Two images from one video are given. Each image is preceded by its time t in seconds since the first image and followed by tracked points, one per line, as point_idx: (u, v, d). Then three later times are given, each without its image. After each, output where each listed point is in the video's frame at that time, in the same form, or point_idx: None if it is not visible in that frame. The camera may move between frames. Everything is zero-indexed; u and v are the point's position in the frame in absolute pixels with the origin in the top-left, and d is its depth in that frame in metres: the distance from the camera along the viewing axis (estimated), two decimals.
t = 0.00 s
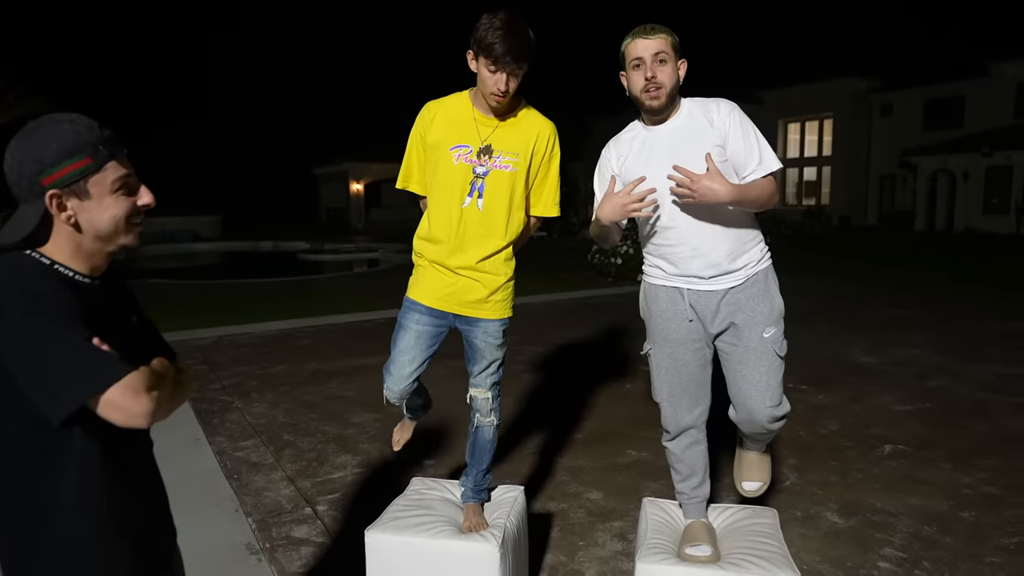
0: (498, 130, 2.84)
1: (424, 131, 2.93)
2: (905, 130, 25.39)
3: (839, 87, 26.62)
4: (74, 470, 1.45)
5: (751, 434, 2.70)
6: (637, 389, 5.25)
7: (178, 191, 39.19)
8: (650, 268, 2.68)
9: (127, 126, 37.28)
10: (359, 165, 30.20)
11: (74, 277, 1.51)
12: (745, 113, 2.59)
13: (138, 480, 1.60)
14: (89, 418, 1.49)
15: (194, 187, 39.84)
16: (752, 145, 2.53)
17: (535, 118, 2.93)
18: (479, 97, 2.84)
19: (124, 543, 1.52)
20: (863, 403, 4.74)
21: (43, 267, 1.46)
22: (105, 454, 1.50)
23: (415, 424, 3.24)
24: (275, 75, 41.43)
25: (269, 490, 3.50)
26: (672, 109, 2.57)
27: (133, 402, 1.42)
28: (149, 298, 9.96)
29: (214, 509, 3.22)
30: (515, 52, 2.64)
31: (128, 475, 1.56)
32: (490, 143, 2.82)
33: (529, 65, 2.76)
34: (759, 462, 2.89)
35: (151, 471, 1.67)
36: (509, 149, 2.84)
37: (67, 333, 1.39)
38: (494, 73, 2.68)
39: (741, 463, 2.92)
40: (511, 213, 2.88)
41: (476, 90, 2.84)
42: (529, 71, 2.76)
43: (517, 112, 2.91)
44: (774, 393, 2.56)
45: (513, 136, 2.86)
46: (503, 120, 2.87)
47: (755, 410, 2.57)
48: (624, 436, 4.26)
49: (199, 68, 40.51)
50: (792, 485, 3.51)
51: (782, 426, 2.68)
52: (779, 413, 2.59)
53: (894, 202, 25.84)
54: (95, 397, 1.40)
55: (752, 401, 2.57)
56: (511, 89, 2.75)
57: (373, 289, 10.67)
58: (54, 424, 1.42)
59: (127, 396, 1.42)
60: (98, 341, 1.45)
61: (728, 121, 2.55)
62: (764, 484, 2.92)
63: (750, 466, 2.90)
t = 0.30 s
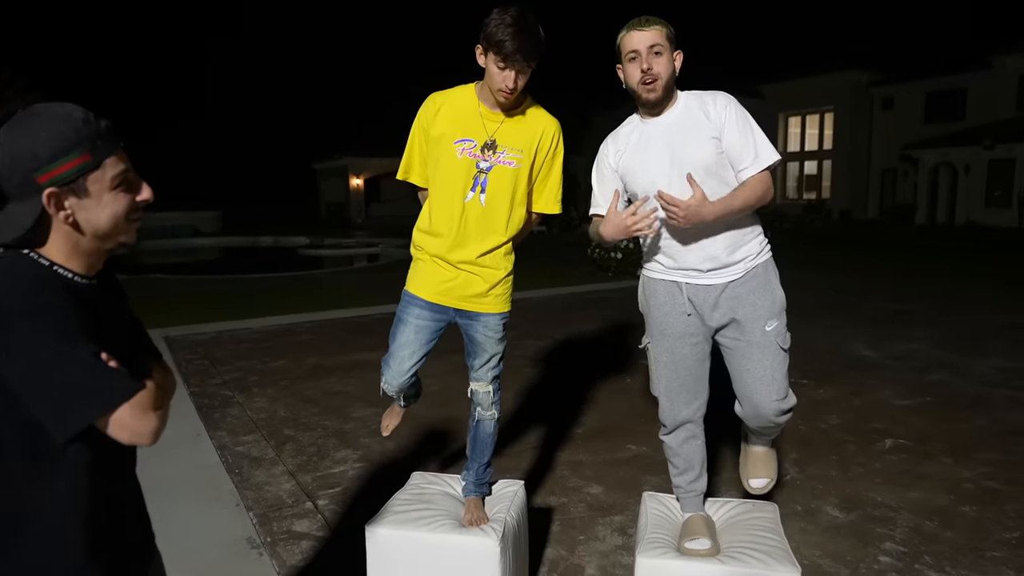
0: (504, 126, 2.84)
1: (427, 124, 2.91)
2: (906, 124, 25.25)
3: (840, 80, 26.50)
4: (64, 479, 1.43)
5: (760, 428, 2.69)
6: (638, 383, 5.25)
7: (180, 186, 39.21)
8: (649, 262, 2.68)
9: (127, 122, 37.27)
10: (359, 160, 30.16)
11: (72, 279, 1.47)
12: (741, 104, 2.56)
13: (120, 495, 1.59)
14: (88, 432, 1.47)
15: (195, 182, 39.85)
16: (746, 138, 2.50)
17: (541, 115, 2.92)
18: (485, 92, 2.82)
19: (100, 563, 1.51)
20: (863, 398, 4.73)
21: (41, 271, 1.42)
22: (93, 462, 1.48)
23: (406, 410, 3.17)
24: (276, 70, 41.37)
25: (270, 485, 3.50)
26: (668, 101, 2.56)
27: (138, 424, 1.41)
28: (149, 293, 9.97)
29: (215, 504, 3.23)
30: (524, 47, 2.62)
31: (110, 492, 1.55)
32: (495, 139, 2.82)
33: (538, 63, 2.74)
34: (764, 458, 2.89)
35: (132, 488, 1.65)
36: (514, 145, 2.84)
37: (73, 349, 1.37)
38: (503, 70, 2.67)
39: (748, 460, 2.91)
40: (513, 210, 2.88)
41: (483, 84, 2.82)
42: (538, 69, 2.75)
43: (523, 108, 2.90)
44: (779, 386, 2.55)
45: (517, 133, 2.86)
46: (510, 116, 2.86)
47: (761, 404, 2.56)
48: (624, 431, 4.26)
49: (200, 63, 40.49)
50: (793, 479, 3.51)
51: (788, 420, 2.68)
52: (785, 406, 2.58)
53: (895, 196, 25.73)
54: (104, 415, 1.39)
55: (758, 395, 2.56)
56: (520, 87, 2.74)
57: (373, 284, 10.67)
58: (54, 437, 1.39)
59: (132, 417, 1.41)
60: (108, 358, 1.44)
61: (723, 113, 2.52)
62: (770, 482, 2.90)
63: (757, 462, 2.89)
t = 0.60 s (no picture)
0: (507, 137, 3.05)
1: (434, 132, 3.12)
2: (878, 135, 25.51)
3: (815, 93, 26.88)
4: (84, 472, 1.49)
5: (747, 422, 2.89)
6: (629, 377, 5.47)
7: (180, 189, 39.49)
8: (639, 264, 2.90)
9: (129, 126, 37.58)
10: (366, 167, 30.21)
11: (91, 280, 1.55)
12: (724, 115, 2.72)
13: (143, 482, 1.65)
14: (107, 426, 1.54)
15: (196, 187, 40.18)
16: (724, 146, 2.65)
17: (540, 130, 3.15)
18: (490, 104, 3.03)
19: (123, 546, 1.56)
20: (842, 390, 4.96)
21: (63, 276, 1.50)
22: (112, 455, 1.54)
23: (395, 401, 3.23)
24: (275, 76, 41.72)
25: (283, 473, 3.71)
26: (657, 112, 2.79)
27: (151, 416, 1.46)
28: (167, 292, 10.19)
29: (232, 491, 3.43)
30: (528, 63, 2.82)
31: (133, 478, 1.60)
32: (498, 149, 3.03)
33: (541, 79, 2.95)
34: (761, 451, 3.05)
35: (155, 474, 1.71)
36: (515, 155, 3.05)
37: (90, 346, 1.42)
38: (508, 84, 2.88)
39: (745, 453, 3.07)
40: (510, 217, 3.10)
41: (487, 98, 3.03)
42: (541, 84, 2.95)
43: (526, 123, 3.12)
44: (763, 381, 2.76)
45: (519, 144, 3.07)
46: (512, 127, 3.07)
47: (747, 399, 2.77)
48: (616, 422, 4.48)
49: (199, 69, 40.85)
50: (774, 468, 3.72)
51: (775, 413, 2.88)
52: (770, 401, 2.79)
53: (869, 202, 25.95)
54: (120, 407, 1.44)
55: (745, 390, 2.77)
56: (523, 100, 2.95)
57: (379, 284, 10.91)
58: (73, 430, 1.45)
59: (145, 410, 1.46)
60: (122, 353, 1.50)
61: (705, 123, 2.70)
62: (768, 473, 3.07)
63: (755, 456, 3.04)
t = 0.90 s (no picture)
0: (504, 135, 3.04)
1: (430, 131, 3.10)
2: (878, 134, 25.58)
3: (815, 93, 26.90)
4: (89, 467, 1.49)
5: (737, 424, 2.88)
6: (629, 377, 5.48)
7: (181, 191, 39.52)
8: (636, 265, 2.90)
9: (129, 128, 37.61)
10: (366, 168, 30.26)
11: (97, 280, 1.55)
12: (723, 118, 2.68)
13: (149, 479, 1.65)
14: (113, 422, 1.54)
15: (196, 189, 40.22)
16: (717, 150, 2.62)
17: (537, 125, 3.14)
18: (485, 103, 3.03)
19: (127, 541, 1.56)
20: (841, 389, 4.96)
21: (69, 274, 1.50)
22: (118, 451, 1.54)
23: (409, 415, 3.26)
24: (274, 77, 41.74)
25: (283, 474, 3.72)
26: (662, 112, 2.78)
27: (156, 412, 1.46)
28: (167, 293, 10.21)
29: (232, 492, 3.43)
30: (519, 59, 2.81)
31: (137, 474, 1.61)
32: (494, 147, 3.02)
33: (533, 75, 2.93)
34: (755, 455, 3.03)
35: (159, 472, 1.71)
36: (511, 153, 3.04)
37: (97, 343, 1.42)
38: (501, 81, 2.87)
39: (737, 457, 3.05)
40: (508, 215, 3.09)
41: (482, 96, 3.02)
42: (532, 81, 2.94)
43: (520, 118, 3.11)
44: (752, 383, 2.74)
45: (515, 141, 3.06)
46: (508, 125, 3.06)
47: (736, 401, 2.76)
48: (616, 422, 4.48)
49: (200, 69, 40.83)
50: (774, 467, 3.72)
51: (766, 416, 2.86)
52: (759, 403, 2.77)
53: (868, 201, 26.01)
54: (126, 403, 1.44)
55: (733, 392, 2.76)
56: (516, 96, 2.93)
57: (379, 284, 10.92)
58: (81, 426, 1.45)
59: (152, 407, 1.46)
60: (128, 352, 1.49)
61: (701, 126, 2.67)
62: (760, 477, 3.05)
63: (746, 459, 3.03)
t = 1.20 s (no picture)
0: (503, 131, 3.04)
1: (428, 127, 3.10)
2: (878, 133, 25.66)
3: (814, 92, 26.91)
4: (85, 461, 1.49)
5: (755, 418, 2.86)
6: (627, 375, 5.48)
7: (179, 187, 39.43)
8: (637, 262, 2.91)
9: (126, 123, 37.50)
10: (365, 164, 30.23)
11: (93, 274, 1.54)
12: (714, 113, 2.67)
13: (145, 474, 1.65)
14: (109, 416, 1.53)
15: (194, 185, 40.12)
16: (708, 146, 2.61)
17: (536, 124, 3.14)
18: (484, 99, 3.02)
19: (125, 535, 1.56)
20: (838, 387, 4.97)
21: (65, 269, 1.49)
22: (115, 445, 1.54)
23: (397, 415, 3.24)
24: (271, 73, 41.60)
25: (281, 471, 3.72)
26: (651, 111, 2.78)
27: (153, 406, 1.46)
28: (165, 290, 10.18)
29: (231, 489, 3.43)
30: (521, 55, 2.80)
31: (135, 468, 1.61)
32: (493, 143, 3.02)
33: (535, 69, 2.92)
34: (777, 450, 3.01)
35: (156, 466, 1.71)
36: (510, 150, 3.04)
37: (93, 338, 1.42)
38: (501, 76, 2.86)
39: (759, 453, 3.04)
40: (508, 211, 3.08)
41: (482, 92, 3.02)
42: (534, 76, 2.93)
43: (520, 115, 3.11)
44: (764, 376, 2.73)
45: (515, 138, 3.06)
46: (507, 121, 3.06)
47: (749, 394, 2.75)
48: (615, 419, 4.48)
49: (201, 65, 40.67)
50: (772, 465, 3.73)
51: (783, 405, 2.84)
52: (774, 396, 2.75)
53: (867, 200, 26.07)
54: (123, 397, 1.43)
55: (746, 386, 2.75)
56: (518, 92, 2.92)
57: (378, 282, 10.91)
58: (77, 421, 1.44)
59: (149, 400, 1.45)
60: (126, 346, 1.49)
61: (692, 122, 2.66)
62: (785, 473, 3.02)
63: (770, 455, 3.02)
